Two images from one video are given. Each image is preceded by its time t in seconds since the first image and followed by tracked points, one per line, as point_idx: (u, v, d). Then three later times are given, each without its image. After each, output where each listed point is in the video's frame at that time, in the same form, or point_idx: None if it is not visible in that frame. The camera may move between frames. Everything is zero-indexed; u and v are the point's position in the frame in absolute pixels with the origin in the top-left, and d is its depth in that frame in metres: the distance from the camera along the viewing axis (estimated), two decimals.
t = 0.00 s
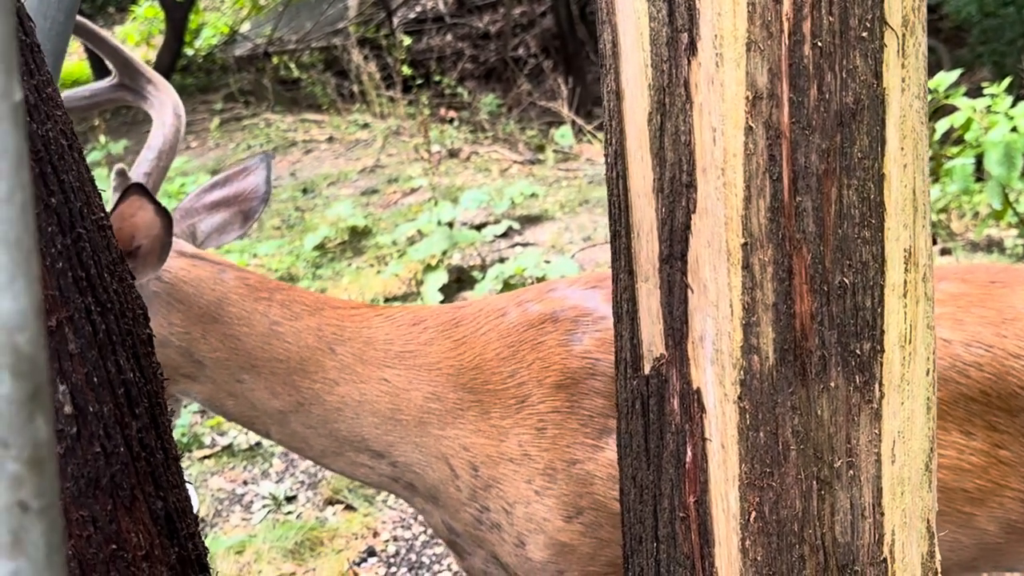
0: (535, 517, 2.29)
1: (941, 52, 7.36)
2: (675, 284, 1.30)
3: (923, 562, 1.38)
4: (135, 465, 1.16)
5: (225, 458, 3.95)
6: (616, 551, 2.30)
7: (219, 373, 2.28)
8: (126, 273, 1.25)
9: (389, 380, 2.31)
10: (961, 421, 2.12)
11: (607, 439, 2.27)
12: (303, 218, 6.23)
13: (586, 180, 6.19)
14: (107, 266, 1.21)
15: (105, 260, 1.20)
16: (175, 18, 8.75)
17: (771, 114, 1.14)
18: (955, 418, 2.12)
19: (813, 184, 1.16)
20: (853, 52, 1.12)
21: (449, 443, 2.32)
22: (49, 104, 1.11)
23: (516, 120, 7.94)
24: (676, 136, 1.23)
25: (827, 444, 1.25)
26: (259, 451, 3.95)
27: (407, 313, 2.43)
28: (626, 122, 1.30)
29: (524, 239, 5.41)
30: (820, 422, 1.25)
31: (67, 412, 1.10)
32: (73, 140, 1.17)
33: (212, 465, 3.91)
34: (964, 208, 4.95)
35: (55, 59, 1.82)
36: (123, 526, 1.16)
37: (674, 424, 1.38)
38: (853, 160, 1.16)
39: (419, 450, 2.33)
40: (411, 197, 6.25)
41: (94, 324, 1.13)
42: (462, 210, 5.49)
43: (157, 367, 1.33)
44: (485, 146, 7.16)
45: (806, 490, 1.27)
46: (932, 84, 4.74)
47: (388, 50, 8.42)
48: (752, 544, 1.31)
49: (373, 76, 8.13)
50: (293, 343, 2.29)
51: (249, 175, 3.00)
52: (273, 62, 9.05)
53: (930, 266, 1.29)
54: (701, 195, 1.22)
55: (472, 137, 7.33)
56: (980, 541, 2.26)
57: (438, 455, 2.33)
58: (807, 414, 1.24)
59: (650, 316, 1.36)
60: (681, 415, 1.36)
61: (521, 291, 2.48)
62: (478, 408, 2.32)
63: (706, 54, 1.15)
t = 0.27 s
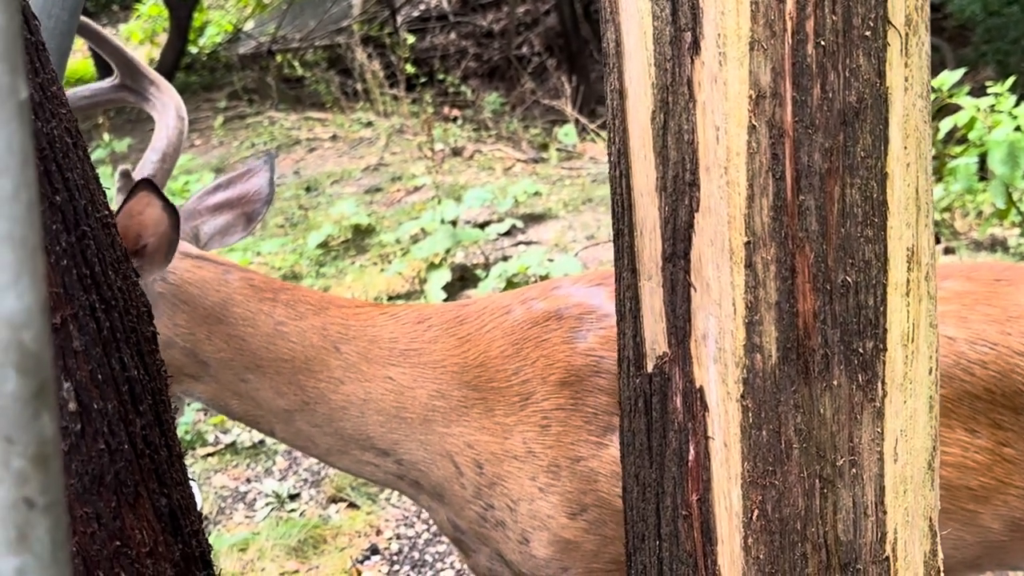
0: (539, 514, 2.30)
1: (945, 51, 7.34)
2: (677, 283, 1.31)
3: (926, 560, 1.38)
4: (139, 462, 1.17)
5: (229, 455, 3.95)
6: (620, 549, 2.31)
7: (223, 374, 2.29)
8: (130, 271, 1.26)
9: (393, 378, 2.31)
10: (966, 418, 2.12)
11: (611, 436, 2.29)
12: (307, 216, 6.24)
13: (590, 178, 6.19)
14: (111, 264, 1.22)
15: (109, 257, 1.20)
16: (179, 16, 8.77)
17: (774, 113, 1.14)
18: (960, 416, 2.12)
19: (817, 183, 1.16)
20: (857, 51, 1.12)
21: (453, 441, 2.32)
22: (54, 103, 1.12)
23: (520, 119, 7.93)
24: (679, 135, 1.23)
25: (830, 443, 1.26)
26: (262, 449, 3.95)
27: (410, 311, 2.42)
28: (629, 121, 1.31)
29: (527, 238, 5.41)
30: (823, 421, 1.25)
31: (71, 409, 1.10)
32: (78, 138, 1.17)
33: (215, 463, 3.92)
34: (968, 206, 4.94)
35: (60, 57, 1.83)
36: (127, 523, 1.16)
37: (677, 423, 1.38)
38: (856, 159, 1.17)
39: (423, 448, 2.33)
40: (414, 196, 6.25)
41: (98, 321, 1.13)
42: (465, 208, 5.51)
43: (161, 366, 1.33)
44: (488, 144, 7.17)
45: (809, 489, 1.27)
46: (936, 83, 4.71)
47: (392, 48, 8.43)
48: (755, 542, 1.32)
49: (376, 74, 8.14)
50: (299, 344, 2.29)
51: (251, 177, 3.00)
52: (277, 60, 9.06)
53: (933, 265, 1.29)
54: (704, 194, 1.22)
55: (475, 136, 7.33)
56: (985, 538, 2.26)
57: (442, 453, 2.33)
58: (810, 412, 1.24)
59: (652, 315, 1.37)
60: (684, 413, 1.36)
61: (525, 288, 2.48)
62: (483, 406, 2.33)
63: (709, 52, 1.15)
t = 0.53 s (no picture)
0: (544, 512, 2.30)
1: (947, 50, 7.33)
2: (682, 281, 1.30)
3: (932, 560, 1.38)
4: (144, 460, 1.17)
5: (231, 455, 3.95)
6: (624, 547, 2.30)
7: (229, 376, 2.25)
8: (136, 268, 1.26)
9: (399, 378, 2.31)
10: (972, 416, 2.12)
11: (616, 435, 2.28)
12: (309, 215, 6.23)
13: (592, 178, 6.19)
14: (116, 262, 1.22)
15: (114, 255, 1.20)
16: (181, 15, 8.77)
17: (780, 110, 1.14)
18: (966, 414, 2.12)
19: (822, 181, 1.16)
20: (863, 49, 1.12)
21: (458, 439, 2.32)
22: (59, 101, 1.11)
23: (522, 118, 7.92)
24: (684, 133, 1.23)
25: (835, 442, 1.25)
26: (265, 448, 3.96)
27: (416, 310, 2.41)
28: (635, 119, 1.30)
29: (529, 237, 5.40)
30: (828, 420, 1.24)
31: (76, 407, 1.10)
32: (84, 135, 1.17)
33: (218, 462, 3.92)
34: (971, 205, 4.93)
35: (63, 55, 1.82)
36: (132, 521, 1.16)
37: (682, 421, 1.38)
38: (863, 156, 1.16)
39: (428, 446, 2.33)
40: (416, 195, 6.24)
41: (103, 319, 1.13)
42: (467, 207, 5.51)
43: (166, 364, 1.33)
44: (490, 143, 7.16)
45: (814, 487, 1.27)
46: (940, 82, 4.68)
47: (394, 47, 8.42)
48: (760, 541, 1.32)
49: (378, 73, 8.14)
50: (304, 345, 2.27)
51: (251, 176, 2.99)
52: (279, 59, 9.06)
53: (939, 263, 1.29)
54: (710, 192, 1.22)
55: (477, 135, 7.33)
56: (991, 537, 2.25)
57: (447, 452, 2.33)
58: (815, 411, 1.24)
59: (657, 312, 1.36)
60: (689, 411, 1.36)
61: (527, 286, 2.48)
62: (487, 404, 2.33)
63: (715, 50, 1.15)
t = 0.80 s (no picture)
0: (549, 512, 2.28)
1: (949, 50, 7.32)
2: (688, 281, 1.30)
3: (938, 559, 1.38)
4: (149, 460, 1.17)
5: (233, 456, 3.94)
6: (630, 547, 2.28)
7: (245, 363, 2.37)
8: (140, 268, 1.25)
9: (410, 375, 2.35)
10: (980, 414, 2.11)
11: (622, 434, 2.26)
12: (310, 216, 6.23)
13: (593, 178, 6.19)
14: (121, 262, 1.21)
15: (118, 255, 1.20)
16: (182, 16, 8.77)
17: (786, 109, 1.14)
18: (974, 412, 2.11)
19: (829, 180, 1.16)
20: (869, 47, 1.12)
21: (465, 438, 2.32)
22: (63, 100, 1.11)
23: (523, 119, 7.92)
24: (690, 132, 1.23)
25: (842, 441, 1.25)
26: (267, 449, 3.95)
27: (432, 308, 2.45)
28: (640, 118, 1.30)
29: (530, 238, 5.40)
30: (835, 419, 1.24)
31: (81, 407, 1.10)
32: (87, 135, 1.17)
33: (220, 463, 3.90)
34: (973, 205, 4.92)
35: (66, 55, 1.82)
36: (138, 522, 1.16)
37: (688, 421, 1.38)
38: (869, 155, 1.16)
39: (434, 445, 2.35)
40: (418, 195, 6.25)
41: (108, 319, 1.13)
42: (469, 209, 5.53)
43: (170, 364, 1.33)
44: (491, 144, 7.16)
45: (820, 487, 1.27)
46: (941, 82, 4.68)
47: (395, 47, 8.43)
48: (766, 541, 1.31)
49: (379, 74, 8.14)
50: (318, 340, 2.35)
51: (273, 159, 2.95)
52: (280, 60, 9.07)
53: (945, 262, 1.28)
54: (715, 191, 1.22)
55: (478, 136, 7.33)
56: (999, 536, 2.23)
57: (453, 451, 2.34)
58: (822, 410, 1.24)
59: (663, 312, 1.36)
60: (695, 411, 1.36)
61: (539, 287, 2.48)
62: (495, 403, 2.33)
63: (720, 48, 1.15)
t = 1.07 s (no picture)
0: (552, 514, 2.28)
1: (946, 53, 7.33)
2: (687, 283, 1.30)
3: (937, 561, 1.38)
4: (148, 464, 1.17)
5: (233, 459, 3.93)
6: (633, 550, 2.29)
7: (271, 338, 2.38)
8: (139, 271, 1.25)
9: (425, 373, 2.34)
10: (985, 415, 2.11)
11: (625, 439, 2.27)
12: (309, 220, 6.24)
13: (592, 181, 6.19)
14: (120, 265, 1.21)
15: (118, 258, 1.20)
16: (180, 20, 8.77)
17: (784, 111, 1.14)
18: (979, 413, 2.11)
19: (828, 181, 1.16)
20: (867, 50, 1.12)
21: (472, 440, 2.31)
22: (63, 103, 1.11)
23: (521, 122, 7.92)
24: (689, 134, 1.23)
25: (841, 443, 1.25)
26: (266, 453, 3.94)
27: (449, 308, 2.47)
28: (637, 120, 1.30)
29: (530, 240, 5.41)
30: (834, 421, 1.24)
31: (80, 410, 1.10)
32: (87, 138, 1.17)
33: (219, 467, 3.89)
34: (971, 207, 4.92)
35: (66, 58, 1.82)
36: (137, 525, 1.16)
37: (687, 423, 1.38)
38: (867, 157, 1.16)
39: (443, 445, 2.32)
40: (417, 199, 6.25)
41: (107, 322, 1.13)
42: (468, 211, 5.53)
43: (169, 367, 1.33)
44: (490, 147, 7.16)
45: (820, 489, 1.27)
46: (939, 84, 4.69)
47: (394, 51, 8.44)
48: (765, 543, 1.31)
49: (377, 77, 8.15)
50: (342, 327, 2.36)
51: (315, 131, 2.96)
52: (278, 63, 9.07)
53: (944, 264, 1.29)
54: (714, 194, 1.22)
55: (477, 139, 7.34)
56: (1005, 538, 2.21)
57: (462, 451, 2.31)
58: (820, 412, 1.24)
59: (661, 315, 1.36)
60: (694, 413, 1.36)
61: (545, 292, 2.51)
62: (503, 405, 2.33)
63: (719, 50, 1.15)
